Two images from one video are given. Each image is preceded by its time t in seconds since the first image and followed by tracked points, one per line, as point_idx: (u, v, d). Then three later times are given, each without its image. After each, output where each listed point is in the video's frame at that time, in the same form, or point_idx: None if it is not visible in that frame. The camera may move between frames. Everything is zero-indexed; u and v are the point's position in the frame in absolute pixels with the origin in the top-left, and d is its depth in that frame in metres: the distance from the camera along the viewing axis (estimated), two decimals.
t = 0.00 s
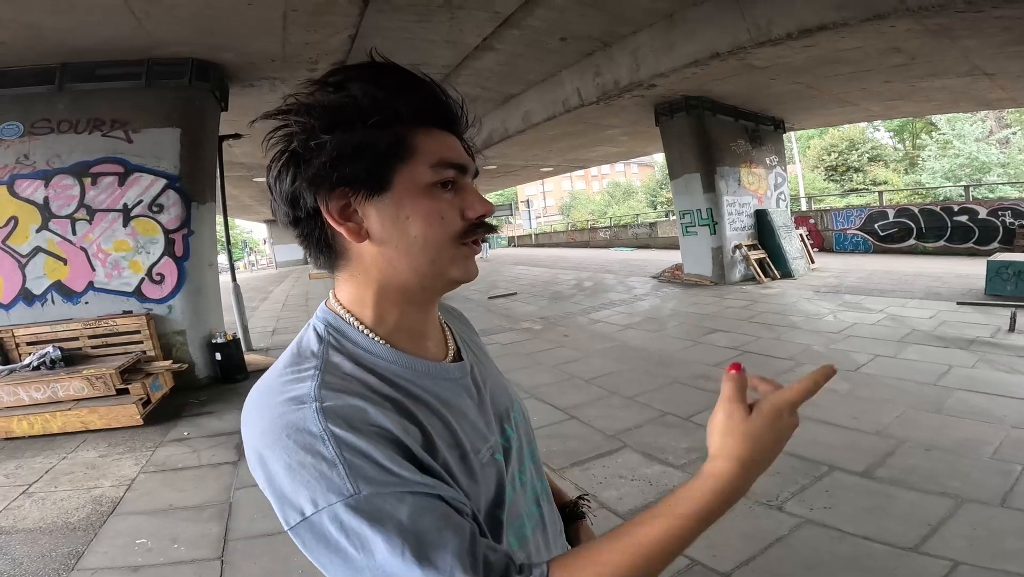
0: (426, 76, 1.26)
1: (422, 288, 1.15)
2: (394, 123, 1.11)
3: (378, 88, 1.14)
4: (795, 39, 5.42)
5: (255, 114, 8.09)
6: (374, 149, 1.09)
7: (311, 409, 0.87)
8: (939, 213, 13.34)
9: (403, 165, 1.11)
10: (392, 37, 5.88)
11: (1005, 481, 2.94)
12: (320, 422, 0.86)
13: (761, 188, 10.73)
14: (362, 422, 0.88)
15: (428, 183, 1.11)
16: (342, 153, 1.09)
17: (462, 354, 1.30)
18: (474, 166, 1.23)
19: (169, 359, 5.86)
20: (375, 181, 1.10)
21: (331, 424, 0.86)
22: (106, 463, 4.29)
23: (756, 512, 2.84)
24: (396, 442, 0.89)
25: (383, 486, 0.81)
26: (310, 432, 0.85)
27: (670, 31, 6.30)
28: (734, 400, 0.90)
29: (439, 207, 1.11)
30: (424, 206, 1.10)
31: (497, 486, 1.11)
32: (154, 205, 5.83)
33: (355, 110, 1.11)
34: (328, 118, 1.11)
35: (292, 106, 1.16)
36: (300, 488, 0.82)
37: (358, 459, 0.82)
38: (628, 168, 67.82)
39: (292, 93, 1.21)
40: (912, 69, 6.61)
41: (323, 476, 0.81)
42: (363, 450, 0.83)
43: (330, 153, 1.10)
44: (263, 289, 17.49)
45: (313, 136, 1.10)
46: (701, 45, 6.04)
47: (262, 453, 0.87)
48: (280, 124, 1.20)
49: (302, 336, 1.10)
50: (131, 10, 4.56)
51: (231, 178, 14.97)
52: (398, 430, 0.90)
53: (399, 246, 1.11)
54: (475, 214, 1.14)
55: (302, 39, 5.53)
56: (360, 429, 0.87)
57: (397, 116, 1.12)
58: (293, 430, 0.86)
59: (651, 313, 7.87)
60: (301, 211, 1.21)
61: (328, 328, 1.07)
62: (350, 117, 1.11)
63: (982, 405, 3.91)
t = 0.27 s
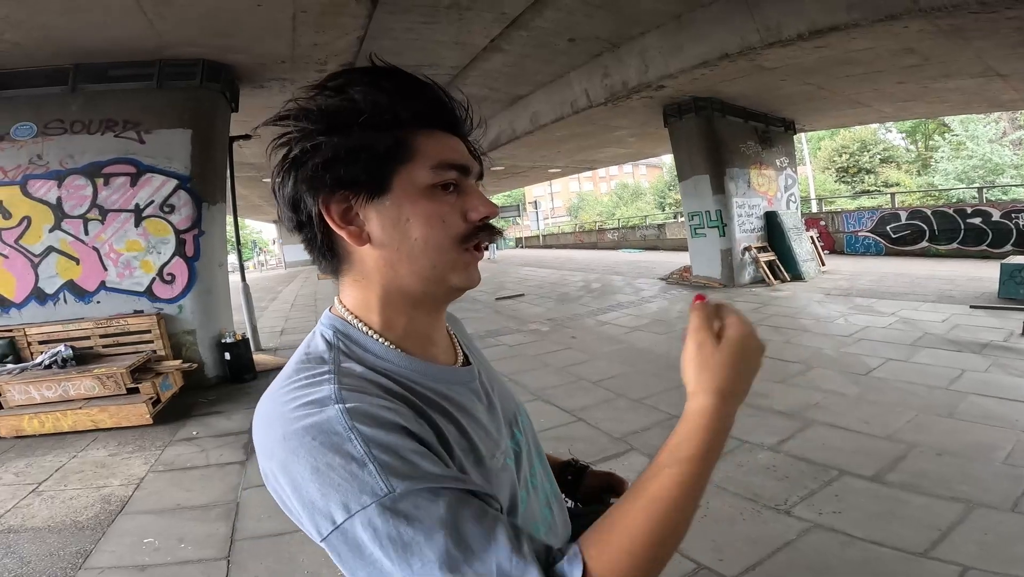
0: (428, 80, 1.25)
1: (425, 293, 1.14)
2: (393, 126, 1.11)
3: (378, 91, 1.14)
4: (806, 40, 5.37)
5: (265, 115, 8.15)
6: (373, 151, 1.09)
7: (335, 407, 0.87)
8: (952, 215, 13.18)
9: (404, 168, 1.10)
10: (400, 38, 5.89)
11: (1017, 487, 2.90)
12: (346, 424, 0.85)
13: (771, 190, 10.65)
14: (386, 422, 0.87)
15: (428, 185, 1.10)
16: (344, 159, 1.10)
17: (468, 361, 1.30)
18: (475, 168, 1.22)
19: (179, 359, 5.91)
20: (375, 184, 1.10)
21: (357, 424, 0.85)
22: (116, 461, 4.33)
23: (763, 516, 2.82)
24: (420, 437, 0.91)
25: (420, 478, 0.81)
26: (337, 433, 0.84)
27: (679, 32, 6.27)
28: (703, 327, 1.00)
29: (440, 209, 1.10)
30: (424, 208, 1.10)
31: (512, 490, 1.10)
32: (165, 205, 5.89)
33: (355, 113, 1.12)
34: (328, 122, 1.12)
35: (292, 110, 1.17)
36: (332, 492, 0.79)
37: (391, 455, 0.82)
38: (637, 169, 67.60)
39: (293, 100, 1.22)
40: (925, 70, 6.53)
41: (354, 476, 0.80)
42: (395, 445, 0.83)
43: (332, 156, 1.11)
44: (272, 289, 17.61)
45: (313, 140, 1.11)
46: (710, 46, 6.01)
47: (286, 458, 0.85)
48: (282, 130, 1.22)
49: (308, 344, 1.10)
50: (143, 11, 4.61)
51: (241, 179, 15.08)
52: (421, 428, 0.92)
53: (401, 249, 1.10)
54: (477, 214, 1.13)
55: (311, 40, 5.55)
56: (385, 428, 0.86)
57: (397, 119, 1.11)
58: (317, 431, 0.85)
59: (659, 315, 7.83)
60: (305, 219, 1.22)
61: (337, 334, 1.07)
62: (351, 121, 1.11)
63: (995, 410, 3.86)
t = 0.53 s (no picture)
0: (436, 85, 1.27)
1: (437, 301, 1.15)
2: (405, 131, 1.13)
3: (389, 95, 1.15)
4: (816, 41, 5.33)
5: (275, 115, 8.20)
6: (386, 155, 1.10)
7: (327, 444, 0.87)
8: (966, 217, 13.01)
9: (416, 174, 1.12)
10: (409, 38, 5.91)
11: None
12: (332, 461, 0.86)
13: (781, 191, 10.57)
14: (370, 468, 0.89)
15: (440, 190, 1.12)
16: (356, 163, 1.10)
17: (476, 372, 1.30)
18: (485, 172, 1.25)
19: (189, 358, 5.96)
20: (388, 189, 1.11)
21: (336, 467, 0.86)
22: (125, 460, 4.38)
23: (769, 520, 2.80)
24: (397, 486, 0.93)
25: (374, 538, 0.86)
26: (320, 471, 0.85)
27: (688, 33, 6.24)
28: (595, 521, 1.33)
29: (453, 215, 1.12)
30: (436, 212, 1.11)
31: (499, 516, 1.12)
32: (177, 206, 5.95)
33: (366, 118, 1.12)
34: (340, 126, 1.12)
35: (301, 115, 1.17)
36: (294, 523, 0.84)
37: (356, 509, 0.85)
38: (646, 170, 67.37)
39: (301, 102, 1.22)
40: (938, 71, 6.46)
41: (320, 516, 0.84)
42: (364, 500, 0.87)
43: (344, 160, 1.11)
44: (281, 289, 17.72)
45: (324, 144, 1.11)
46: (719, 47, 5.98)
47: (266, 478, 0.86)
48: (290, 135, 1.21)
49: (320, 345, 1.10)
50: (155, 13, 4.66)
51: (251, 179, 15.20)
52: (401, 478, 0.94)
53: (414, 254, 1.11)
54: (489, 220, 1.16)
55: (320, 42, 5.58)
56: (366, 474, 0.88)
57: (407, 125, 1.14)
58: (304, 464, 0.85)
59: (667, 318, 7.79)
60: (315, 223, 1.20)
61: (347, 343, 1.07)
62: (362, 126, 1.12)
63: (1009, 415, 3.79)
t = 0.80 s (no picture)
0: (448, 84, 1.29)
1: (434, 305, 1.15)
2: (412, 130, 1.14)
3: (398, 93, 1.17)
4: (825, 41, 5.29)
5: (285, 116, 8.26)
6: (391, 153, 1.11)
7: (299, 447, 0.90)
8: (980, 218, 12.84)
9: (418, 175, 1.12)
10: (416, 39, 5.94)
11: None
12: (304, 466, 0.88)
13: (790, 192, 10.49)
14: (344, 469, 0.91)
15: (444, 190, 1.13)
16: (360, 160, 1.12)
17: (473, 377, 1.29)
18: (491, 178, 1.25)
19: (198, 357, 6.02)
20: (388, 187, 1.11)
21: (311, 469, 0.88)
22: (134, 458, 4.42)
23: (774, 523, 2.78)
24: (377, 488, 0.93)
25: (348, 535, 0.89)
26: (293, 476, 0.88)
27: (695, 33, 6.21)
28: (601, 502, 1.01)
29: (454, 218, 1.12)
30: (438, 214, 1.11)
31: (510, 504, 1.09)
32: (187, 206, 6.00)
33: (375, 114, 1.14)
34: (347, 122, 1.14)
35: (309, 108, 1.19)
36: (273, 524, 0.89)
37: (333, 510, 0.88)
38: (655, 171, 67.11)
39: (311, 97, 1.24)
40: (950, 70, 6.38)
41: (297, 517, 0.87)
42: (339, 503, 0.89)
43: (348, 156, 1.12)
44: (291, 289, 17.84)
45: (328, 138, 1.12)
46: (727, 47, 5.95)
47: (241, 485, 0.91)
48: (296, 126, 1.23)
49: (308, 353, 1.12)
50: (165, 14, 4.71)
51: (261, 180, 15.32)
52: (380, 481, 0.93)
53: (412, 256, 1.11)
54: (493, 228, 1.15)
55: (329, 43, 5.61)
56: (340, 476, 0.90)
57: (416, 125, 1.15)
58: (277, 466, 0.89)
59: (674, 319, 7.76)
60: (313, 219, 1.22)
61: (335, 348, 1.09)
62: (369, 124, 1.14)
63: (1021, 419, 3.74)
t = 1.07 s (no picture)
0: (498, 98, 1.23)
1: (432, 321, 1.10)
2: (449, 140, 1.08)
3: (446, 99, 1.11)
4: (834, 40, 5.25)
5: (293, 117, 8.31)
6: (420, 161, 1.06)
7: (285, 421, 0.87)
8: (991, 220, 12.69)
9: (440, 186, 1.05)
10: (423, 40, 5.95)
11: None
12: (294, 437, 0.86)
13: (799, 193, 10.42)
14: (338, 436, 0.89)
15: (462, 207, 1.05)
16: (384, 158, 1.07)
17: (462, 375, 1.29)
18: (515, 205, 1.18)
19: (206, 355, 6.06)
20: (407, 193, 1.06)
21: (304, 439, 0.86)
22: (141, 455, 4.46)
23: (778, 525, 2.76)
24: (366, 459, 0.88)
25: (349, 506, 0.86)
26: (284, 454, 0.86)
27: (702, 33, 6.19)
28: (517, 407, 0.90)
29: (467, 240, 1.04)
30: (450, 233, 1.04)
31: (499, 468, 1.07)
32: (196, 206, 6.05)
33: (419, 117, 1.09)
34: (388, 120, 1.09)
35: (358, 95, 1.13)
36: (271, 507, 0.87)
37: (327, 484, 0.85)
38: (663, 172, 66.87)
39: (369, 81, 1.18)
40: (962, 70, 6.32)
41: (295, 495, 0.86)
42: (331, 476, 0.85)
43: (378, 152, 1.07)
44: (298, 289, 17.96)
45: (364, 131, 1.07)
46: (735, 47, 5.92)
47: (231, 472, 0.89)
48: (340, 108, 1.18)
49: (297, 346, 1.10)
50: (175, 15, 4.76)
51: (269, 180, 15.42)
52: (368, 451, 0.88)
53: (417, 268, 1.06)
54: (502, 257, 1.07)
55: (336, 43, 5.63)
56: (333, 443, 0.88)
57: (454, 137, 1.08)
58: (266, 447, 0.87)
59: (680, 320, 7.73)
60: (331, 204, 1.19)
61: (321, 341, 1.07)
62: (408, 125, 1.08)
63: None
